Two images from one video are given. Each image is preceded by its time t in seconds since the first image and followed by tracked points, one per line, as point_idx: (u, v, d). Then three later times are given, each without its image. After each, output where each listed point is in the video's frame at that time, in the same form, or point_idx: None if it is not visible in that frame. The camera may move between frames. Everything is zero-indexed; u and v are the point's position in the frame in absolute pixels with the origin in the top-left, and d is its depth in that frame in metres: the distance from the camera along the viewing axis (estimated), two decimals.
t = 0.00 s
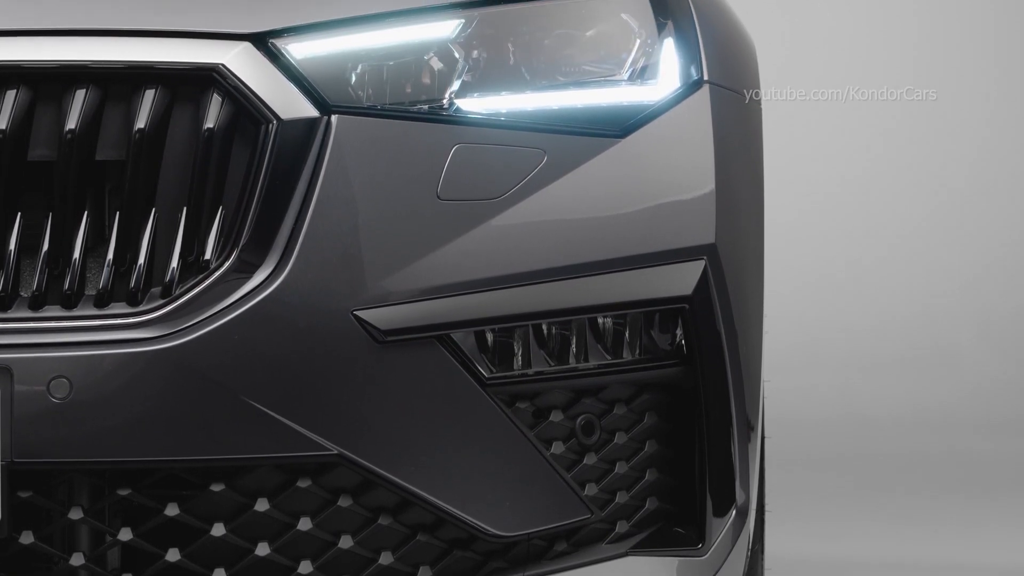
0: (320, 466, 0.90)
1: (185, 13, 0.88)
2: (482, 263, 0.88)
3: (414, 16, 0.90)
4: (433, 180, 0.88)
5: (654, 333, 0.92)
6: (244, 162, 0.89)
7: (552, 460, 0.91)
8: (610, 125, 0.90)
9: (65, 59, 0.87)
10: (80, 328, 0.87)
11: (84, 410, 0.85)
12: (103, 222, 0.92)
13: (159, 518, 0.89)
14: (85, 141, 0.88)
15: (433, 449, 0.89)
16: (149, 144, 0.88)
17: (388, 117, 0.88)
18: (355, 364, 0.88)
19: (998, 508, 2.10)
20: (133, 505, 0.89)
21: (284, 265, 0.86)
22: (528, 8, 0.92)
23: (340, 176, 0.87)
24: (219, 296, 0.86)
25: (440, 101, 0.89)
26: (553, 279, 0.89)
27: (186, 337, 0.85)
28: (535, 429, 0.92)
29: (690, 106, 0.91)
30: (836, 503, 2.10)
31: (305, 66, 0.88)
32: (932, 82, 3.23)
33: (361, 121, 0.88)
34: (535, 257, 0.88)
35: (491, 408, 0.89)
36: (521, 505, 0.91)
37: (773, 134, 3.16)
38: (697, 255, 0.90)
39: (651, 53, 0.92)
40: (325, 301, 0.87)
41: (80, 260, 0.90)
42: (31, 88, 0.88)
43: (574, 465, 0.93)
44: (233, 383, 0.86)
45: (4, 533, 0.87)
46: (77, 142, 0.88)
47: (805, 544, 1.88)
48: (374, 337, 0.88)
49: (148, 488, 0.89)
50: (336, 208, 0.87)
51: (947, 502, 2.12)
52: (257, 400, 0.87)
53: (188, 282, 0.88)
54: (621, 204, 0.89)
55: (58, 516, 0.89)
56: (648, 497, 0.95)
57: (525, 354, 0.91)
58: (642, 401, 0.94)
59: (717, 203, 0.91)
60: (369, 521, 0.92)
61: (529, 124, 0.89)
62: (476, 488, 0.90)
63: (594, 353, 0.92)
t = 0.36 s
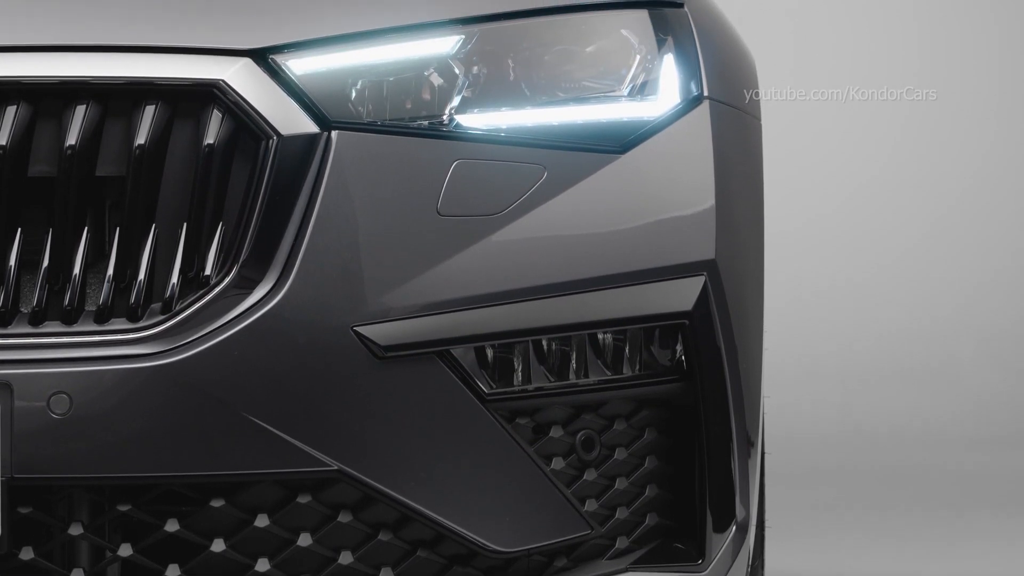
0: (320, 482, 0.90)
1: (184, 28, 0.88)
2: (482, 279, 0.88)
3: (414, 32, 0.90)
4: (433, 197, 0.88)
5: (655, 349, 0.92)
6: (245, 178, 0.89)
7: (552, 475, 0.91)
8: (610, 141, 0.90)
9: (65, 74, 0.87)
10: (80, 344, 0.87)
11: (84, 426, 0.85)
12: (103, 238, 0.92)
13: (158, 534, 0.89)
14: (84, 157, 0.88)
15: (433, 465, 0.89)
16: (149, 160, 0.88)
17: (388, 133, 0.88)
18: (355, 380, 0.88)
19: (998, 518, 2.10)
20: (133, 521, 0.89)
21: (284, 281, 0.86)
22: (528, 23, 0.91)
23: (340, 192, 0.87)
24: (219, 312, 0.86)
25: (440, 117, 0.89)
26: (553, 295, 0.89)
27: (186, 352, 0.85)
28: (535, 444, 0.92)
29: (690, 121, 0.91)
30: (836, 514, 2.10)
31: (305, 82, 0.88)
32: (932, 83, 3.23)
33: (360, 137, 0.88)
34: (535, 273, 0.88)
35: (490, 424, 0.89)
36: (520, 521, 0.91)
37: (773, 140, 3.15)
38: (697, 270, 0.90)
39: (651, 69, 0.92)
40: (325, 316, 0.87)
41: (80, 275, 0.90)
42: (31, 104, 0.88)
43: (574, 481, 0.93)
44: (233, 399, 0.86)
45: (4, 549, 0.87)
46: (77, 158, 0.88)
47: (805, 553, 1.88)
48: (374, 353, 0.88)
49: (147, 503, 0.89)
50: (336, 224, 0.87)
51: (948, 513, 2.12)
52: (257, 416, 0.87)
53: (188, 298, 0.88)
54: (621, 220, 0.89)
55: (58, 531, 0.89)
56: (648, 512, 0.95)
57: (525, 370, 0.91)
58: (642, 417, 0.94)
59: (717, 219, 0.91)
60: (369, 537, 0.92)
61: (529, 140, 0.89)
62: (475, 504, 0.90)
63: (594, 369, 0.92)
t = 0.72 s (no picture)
0: (320, 499, 0.90)
1: (185, 45, 0.88)
2: (482, 296, 0.88)
3: (414, 49, 0.90)
4: (433, 214, 0.88)
5: (655, 366, 0.92)
6: (245, 196, 0.89)
7: (552, 493, 0.91)
8: (610, 158, 0.90)
9: (64, 92, 0.87)
10: (81, 361, 0.87)
11: (84, 443, 0.86)
12: (103, 255, 0.92)
13: (158, 551, 0.89)
14: (84, 174, 0.88)
15: (432, 481, 0.89)
16: (149, 177, 0.88)
17: (388, 150, 0.88)
18: (355, 397, 0.88)
19: (996, 533, 2.11)
20: (133, 538, 0.89)
21: (284, 298, 0.86)
22: (528, 41, 0.91)
23: (340, 210, 0.87)
24: (219, 329, 0.87)
25: (440, 134, 0.89)
26: (554, 312, 0.89)
27: (186, 370, 0.85)
28: (535, 461, 0.92)
29: (690, 139, 0.91)
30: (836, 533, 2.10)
31: (305, 100, 0.88)
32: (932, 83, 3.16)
33: (360, 154, 0.88)
34: (535, 290, 0.89)
35: (490, 441, 0.89)
36: (520, 538, 0.90)
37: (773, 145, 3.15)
38: (697, 287, 0.90)
39: (651, 86, 0.92)
40: (326, 334, 0.87)
41: (80, 291, 0.90)
42: (31, 121, 0.88)
43: (574, 498, 0.93)
44: (233, 417, 0.86)
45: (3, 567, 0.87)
46: (77, 175, 0.88)
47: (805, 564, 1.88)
48: (374, 370, 0.88)
49: (147, 520, 0.89)
50: (336, 242, 0.87)
51: (947, 527, 2.12)
52: (257, 433, 0.87)
53: (188, 315, 0.88)
54: (620, 237, 0.89)
55: (58, 549, 0.89)
56: (648, 529, 0.95)
57: (525, 388, 0.91)
58: (642, 434, 0.94)
59: (717, 236, 0.91)
60: (369, 554, 0.92)
61: (529, 157, 0.89)
62: (475, 520, 0.90)
63: (594, 386, 0.92)
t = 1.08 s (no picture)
0: (320, 517, 0.90)
1: (185, 63, 0.88)
2: (482, 315, 0.88)
3: (414, 68, 0.90)
4: (433, 233, 0.88)
5: (654, 385, 0.92)
6: (245, 214, 0.89)
7: (552, 511, 0.91)
8: (610, 177, 0.90)
9: (65, 110, 0.87)
10: (81, 380, 0.87)
11: (84, 462, 0.86)
12: (103, 272, 0.93)
13: (158, 570, 0.89)
14: (85, 193, 0.88)
15: (432, 500, 0.89)
16: (149, 197, 0.88)
17: (388, 169, 0.88)
18: (355, 416, 0.88)
19: (996, 541, 2.10)
20: (133, 557, 0.89)
21: (284, 317, 0.87)
22: (528, 59, 0.91)
23: (340, 229, 0.87)
24: (219, 348, 0.87)
25: (440, 153, 0.90)
26: (554, 331, 0.89)
27: (186, 388, 0.86)
28: (535, 480, 0.92)
29: (690, 157, 0.91)
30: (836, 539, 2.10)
31: (305, 119, 0.88)
32: (932, 83, 3.12)
33: (360, 173, 0.88)
34: (534, 308, 0.89)
35: (490, 460, 0.89)
36: (520, 557, 0.90)
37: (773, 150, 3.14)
38: (697, 306, 0.90)
39: (651, 105, 0.92)
40: (325, 352, 0.87)
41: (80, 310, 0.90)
42: (31, 140, 0.88)
43: (574, 517, 0.93)
44: (233, 435, 0.86)
45: None
46: (77, 193, 0.88)
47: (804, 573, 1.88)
48: (374, 388, 0.88)
49: (147, 538, 0.89)
50: (336, 261, 0.87)
51: (947, 536, 2.12)
52: (257, 452, 0.87)
53: (188, 334, 0.88)
54: (620, 255, 0.89)
55: (58, 567, 0.89)
56: (648, 548, 0.95)
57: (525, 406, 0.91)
58: (642, 453, 0.94)
59: (717, 255, 0.91)
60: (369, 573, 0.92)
61: (529, 176, 0.89)
62: (475, 539, 0.90)
63: (594, 405, 0.91)
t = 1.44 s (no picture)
0: (321, 538, 0.90)
1: (185, 83, 0.88)
2: (482, 336, 0.88)
3: (414, 88, 0.90)
4: (433, 254, 0.88)
5: (654, 406, 0.92)
6: (245, 235, 0.89)
7: (552, 532, 0.91)
8: (609, 198, 0.90)
9: (65, 131, 0.87)
10: (81, 400, 0.87)
11: (84, 483, 0.86)
12: (104, 294, 0.92)
13: None
14: (85, 214, 0.88)
15: (432, 521, 0.89)
16: (149, 217, 0.88)
17: (388, 189, 0.89)
18: (355, 437, 0.88)
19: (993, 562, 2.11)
20: None
21: (284, 338, 0.87)
22: (529, 80, 0.91)
23: (340, 250, 0.87)
24: (219, 368, 0.87)
25: (440, 173, 0.90)
26: (554, 351, 0.89)
27: (186, 409, 0.86)
28: (535, 500, 0.92)
29: (690, 178, 0.91)
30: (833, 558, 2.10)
31: (305, 140, 0.88)
32: (933, 83, 3.01)
33: (360, 194, 0.88)
34: (534, 329, 0.89)
35: (490, 481, 0.89)
36: None
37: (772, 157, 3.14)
38: (697, 326, 0.90)
39: (651, 125, 0.92)
40: (325, 373, 0.87)
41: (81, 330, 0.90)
42: (31, 160, 0.88)
43: (574, 537, 0.93)
44: (233, 456, 0.86)
45: None
46: (78, 215, 0.88)
47: None
48: (374, 409, 0.88)
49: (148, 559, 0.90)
50: (336, 281, 0.87)
51: (944, 557, 2.12)
52: (258, 473, 0.87)
53: (188, 355, 0.88)
54: (620, 276, 0.89)
55: None
56: (648, 568, 0.95)
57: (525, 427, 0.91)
58: (642, 473, 0.93)
59: (717, 276, 0.90)
60: None
61: (529, 197, 0.89)
62: (475, 559, 0.90)
63: (593, 425, 0.92)
